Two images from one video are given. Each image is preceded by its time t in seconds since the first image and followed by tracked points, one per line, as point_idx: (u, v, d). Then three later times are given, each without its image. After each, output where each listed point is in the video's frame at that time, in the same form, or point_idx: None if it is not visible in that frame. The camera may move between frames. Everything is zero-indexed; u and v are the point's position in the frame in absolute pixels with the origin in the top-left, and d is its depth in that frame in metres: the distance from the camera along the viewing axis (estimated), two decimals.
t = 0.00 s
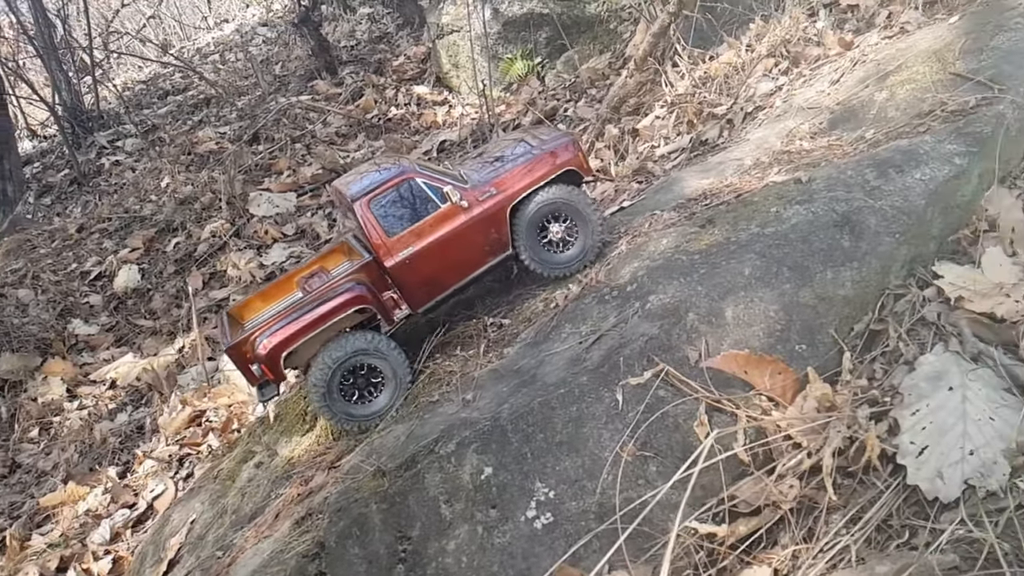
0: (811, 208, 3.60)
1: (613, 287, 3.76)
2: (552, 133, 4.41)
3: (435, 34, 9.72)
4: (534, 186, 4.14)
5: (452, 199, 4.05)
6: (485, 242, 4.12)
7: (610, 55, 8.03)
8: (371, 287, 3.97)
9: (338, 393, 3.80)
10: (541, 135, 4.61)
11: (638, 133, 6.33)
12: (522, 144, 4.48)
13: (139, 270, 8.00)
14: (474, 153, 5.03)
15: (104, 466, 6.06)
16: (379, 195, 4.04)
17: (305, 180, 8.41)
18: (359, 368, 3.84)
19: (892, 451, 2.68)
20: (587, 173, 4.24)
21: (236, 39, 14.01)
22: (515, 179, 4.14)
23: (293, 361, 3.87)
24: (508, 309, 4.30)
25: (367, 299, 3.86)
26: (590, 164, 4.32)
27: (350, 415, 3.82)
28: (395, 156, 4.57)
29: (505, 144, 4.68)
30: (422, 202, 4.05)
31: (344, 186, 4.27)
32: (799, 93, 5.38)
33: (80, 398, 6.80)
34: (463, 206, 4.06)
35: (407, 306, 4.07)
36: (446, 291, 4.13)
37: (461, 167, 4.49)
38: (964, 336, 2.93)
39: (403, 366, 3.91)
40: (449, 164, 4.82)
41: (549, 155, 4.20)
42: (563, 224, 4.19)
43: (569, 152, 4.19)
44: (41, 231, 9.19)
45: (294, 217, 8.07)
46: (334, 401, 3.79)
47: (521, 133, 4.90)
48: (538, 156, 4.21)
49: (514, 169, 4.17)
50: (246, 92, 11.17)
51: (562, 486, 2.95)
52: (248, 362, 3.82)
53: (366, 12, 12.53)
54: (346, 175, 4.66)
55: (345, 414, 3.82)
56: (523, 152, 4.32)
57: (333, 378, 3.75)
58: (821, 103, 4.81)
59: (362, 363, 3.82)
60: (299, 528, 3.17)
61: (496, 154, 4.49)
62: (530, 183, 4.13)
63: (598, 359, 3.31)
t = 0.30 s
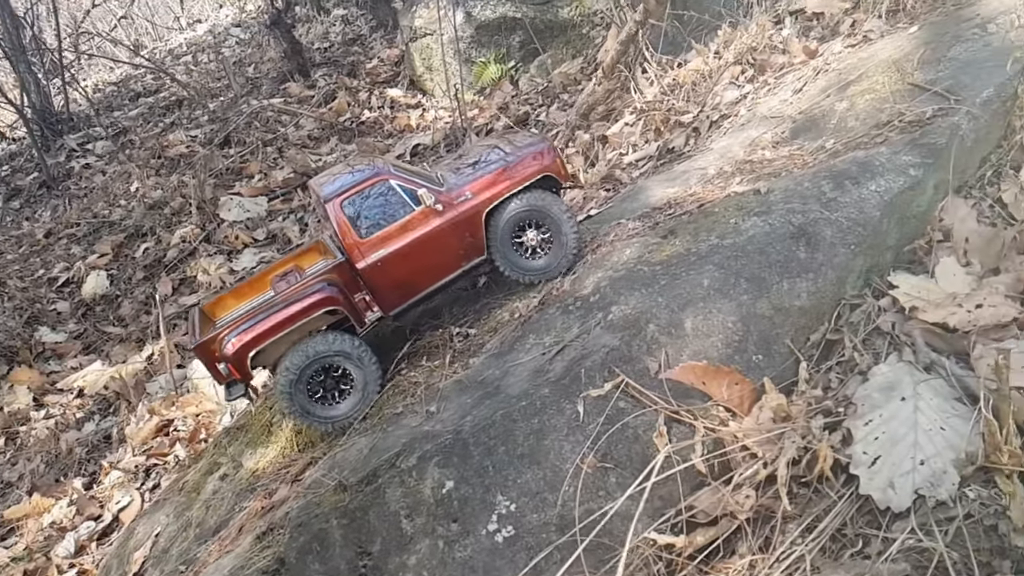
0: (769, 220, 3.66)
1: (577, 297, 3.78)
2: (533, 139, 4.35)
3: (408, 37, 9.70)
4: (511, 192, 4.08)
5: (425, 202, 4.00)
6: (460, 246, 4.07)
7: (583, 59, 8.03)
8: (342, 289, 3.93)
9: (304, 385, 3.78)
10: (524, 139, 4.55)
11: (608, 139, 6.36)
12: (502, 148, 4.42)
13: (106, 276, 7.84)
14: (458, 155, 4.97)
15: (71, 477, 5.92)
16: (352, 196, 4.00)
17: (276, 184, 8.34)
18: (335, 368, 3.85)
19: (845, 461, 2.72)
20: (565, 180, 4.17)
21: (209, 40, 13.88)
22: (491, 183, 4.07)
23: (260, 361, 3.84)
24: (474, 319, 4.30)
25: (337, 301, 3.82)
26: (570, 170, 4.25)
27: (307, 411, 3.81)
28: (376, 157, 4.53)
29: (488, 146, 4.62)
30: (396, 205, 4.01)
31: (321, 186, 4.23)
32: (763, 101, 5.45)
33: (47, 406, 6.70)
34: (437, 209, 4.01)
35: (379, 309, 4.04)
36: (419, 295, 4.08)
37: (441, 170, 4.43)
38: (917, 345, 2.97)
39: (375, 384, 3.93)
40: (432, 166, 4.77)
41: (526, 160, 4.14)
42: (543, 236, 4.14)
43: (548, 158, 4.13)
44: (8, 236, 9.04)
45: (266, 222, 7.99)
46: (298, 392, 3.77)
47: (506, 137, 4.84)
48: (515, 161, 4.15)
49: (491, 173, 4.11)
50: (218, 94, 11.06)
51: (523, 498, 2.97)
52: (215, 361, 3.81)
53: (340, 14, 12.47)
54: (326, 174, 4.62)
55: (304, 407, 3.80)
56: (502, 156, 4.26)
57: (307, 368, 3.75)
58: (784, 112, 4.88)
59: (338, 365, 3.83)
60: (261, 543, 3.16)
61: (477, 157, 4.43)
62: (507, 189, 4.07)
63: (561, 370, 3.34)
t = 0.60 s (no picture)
0: (730, 231, 3.70)
1: (544, 307, 3.80)
2: (517, 141, 4.32)
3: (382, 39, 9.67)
4: (492, 195, 4.06)
5: (405, 205, 3.98)
6: (440, 249, 4.07)
7: (556, 64, 8.05)
8: (320, 289, 3.93)
9: (280, 375, 3.80)
10: (509, 141, 4.52)
11: (579, 145, 6.39)
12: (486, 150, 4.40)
13: (75, 282, 7.67)
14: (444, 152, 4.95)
15: (37, 487, 5.72)
16: (332, 196, 3.98)
17: (247, 188, 8.26)
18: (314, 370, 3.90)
19: (803, 470, 2.75)
20: (548, 185, 4.15)
21: (181, 41, 13.74)
22: (473, 187, 4.06)
23: (236, 359, 3.85)
24: (442, 328, 4.31)
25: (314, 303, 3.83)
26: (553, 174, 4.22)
27: (274, 402, 3.81)
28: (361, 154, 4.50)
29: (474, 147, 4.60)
30: (376, 206, 4.00)
31: (301, 183, 4.20)
32: (729, 110, 5.52)
33: (13, 415, 6.38)
34: (417, 212, 4.00)
35: (357, 310, 4.04)
36: (398, 296, 4.09)
37: (425, 170, 4.42)
38: (875, 354, 3.02)
39: (345, 400, 3.96)
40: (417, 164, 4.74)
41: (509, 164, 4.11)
42: (522, 249, 4.13)
43: (531, 162, 4.11)
44: None
45: (237, 226, 7.92)
46: (274, 379, 3.78)
47: (495, 137, 4.80)
48: (498, 164, 4.12)
49: (474, 176, 4.09)
50: (190, 96, 10.95)
51: (488, 511, 2.98)
52: (190, 358, 3.81)
53: (314, 15, 12.40)
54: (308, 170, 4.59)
55: (272, 398, 3.80)
56: (486, 159, 4.23)
57: (294, 360, 3.79)
58: (749, 122, 4.96)
59: (319, 369, 3.87)
60: (225, 557, 3.14)
61: (461, 158, 4.41)
62: (488, 194, 4.05)
63: (526, 382, 3.36)
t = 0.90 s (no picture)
0: (698, 239, 3.73)
1: (515, 314, 3.81)
2: (506, 142, 4.29)
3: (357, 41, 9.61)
4: (479, 196, 4.02)
5: (390, 205, 3.95)
6: (425, 250, 4.03)
7: (533, 67, 8.05)
8: (303, 289, 3.90)
9: (268, 365, 3.77)
10: (498, 143, 4.49)
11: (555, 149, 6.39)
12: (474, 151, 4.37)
13: (46, 288, 7.53)
14: (433, 151, 4.91)
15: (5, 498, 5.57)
16: (316, 195, 3.94)
17: (221, 191, 8.17)
18: (300, 372, 3.88)
19: (768, 477, 2.77)
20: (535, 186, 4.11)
21: (156, 41, 13.60)
22: (458, 188, 4.02)
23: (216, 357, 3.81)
24: (414, 336, 4.29)
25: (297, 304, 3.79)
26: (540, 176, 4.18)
27: (250, 387, 3.76)
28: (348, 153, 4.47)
29: (462, 148, 4.56)
30: (360, 206, 3.96)
31: (286, 182, 4.17)
32: (701, 116, 5.56)
33: None
34: (402, 213, 3.96)
35: (340, 310, 4.01)
36: (382, 297, 4.05)
37: (412, 171, 4.38)
38: (840, 360, 3.05)
39: (314, 415, 3.93)
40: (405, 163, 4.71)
41: (495, 165, 4.08)
42: (507, 255, 4.10)
43: (519, 163, 4.07)
44: None
45: (210, 230, 7.84)
46: (261, 366, 3.76)
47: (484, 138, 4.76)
48: (485, 165, 4.09)
49: (460, 177, 4.05)
50: (164, 97, 10.82)
51: (458, 521, 2.98)
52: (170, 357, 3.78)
53: (290, 16, 12.31)
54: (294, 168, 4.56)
55: (250, 383, 3.76)
56: (473, 160, 4.20)
57: (291, 355, 3.78)
58: (719, 127, 5.00)
59: (304, 374, 3.87)
60: (191, 570, 3.11)
61: (449, 159, 4.38)
62: (474, 195, 4.01)
63: (496, 390, 3.36)
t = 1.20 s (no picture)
0: (675, 243, 3.73)
1: (493, 318, 3.80)
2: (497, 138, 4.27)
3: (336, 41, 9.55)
4: (469, 191, 3.99)
5: (379, 201, 3.92)
6: (415, 246, 4.01)
7: (512, 69, 8.05)
8: (291, 286, 3.87)
9: (267, 358, 3.74)
10: (488, 138, 4.46)
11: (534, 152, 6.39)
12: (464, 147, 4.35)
13: (20, 292, 7.36)
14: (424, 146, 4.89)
15: None
16: (304, 190, 3.91)
17: (198, 193, 8.08)
18: (292, 375, 3.87)
19: (744, 481, 2.78)
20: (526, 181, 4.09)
21: (133, 41, 13.45)
22: (448, 184, 3.99)
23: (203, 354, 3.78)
24: (391, 341, 4.27)
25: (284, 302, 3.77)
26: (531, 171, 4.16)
27: (240, 370, 3.71)
28: (338, 149, 4.45)
29: (452, 144, 4.54)
30: (349, 202, 3.94)
31: (274, 178, 4.14)
32: (678, 119, 5.59)
33: None
34: (391, 208, 3.93)
35: (329, 306, 3.98)
36: (371, 293, 4.03)
37: (402, 167, 4.36)
38: (815, 363, 3.07)
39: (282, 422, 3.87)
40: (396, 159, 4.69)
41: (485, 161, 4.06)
42: (494, 252, 4.08)
43: (510, 159, 4.05)
44: None
45: (187, 232, 7.73)
46: (262, 356, 3.72)
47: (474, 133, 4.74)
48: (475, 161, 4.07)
49: (450, 173, 4.03)
50: (141, 97, 10.68)
51: (434, 528, 2.97)
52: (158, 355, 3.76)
53: (269, 16, 12.22)
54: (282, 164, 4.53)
55: (242, 367, 3.71)
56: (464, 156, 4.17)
57: (295, 357, 3.77)
58: (696, 131, 5.04)
59: (293, 381, 3.85)
60: None
61: (439, 155, 4.36)
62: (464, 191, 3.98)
63: (473, 397, 3.35)
